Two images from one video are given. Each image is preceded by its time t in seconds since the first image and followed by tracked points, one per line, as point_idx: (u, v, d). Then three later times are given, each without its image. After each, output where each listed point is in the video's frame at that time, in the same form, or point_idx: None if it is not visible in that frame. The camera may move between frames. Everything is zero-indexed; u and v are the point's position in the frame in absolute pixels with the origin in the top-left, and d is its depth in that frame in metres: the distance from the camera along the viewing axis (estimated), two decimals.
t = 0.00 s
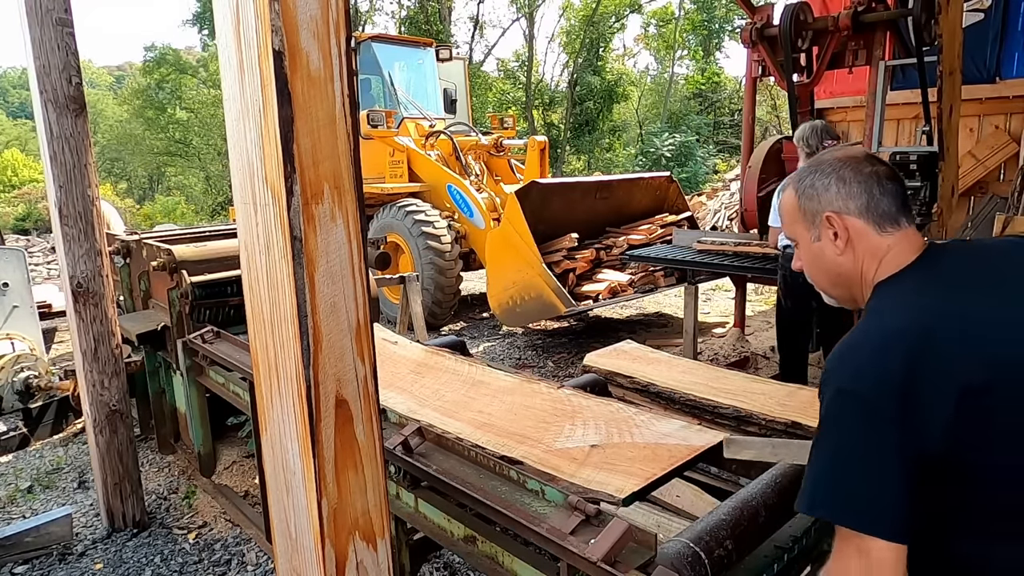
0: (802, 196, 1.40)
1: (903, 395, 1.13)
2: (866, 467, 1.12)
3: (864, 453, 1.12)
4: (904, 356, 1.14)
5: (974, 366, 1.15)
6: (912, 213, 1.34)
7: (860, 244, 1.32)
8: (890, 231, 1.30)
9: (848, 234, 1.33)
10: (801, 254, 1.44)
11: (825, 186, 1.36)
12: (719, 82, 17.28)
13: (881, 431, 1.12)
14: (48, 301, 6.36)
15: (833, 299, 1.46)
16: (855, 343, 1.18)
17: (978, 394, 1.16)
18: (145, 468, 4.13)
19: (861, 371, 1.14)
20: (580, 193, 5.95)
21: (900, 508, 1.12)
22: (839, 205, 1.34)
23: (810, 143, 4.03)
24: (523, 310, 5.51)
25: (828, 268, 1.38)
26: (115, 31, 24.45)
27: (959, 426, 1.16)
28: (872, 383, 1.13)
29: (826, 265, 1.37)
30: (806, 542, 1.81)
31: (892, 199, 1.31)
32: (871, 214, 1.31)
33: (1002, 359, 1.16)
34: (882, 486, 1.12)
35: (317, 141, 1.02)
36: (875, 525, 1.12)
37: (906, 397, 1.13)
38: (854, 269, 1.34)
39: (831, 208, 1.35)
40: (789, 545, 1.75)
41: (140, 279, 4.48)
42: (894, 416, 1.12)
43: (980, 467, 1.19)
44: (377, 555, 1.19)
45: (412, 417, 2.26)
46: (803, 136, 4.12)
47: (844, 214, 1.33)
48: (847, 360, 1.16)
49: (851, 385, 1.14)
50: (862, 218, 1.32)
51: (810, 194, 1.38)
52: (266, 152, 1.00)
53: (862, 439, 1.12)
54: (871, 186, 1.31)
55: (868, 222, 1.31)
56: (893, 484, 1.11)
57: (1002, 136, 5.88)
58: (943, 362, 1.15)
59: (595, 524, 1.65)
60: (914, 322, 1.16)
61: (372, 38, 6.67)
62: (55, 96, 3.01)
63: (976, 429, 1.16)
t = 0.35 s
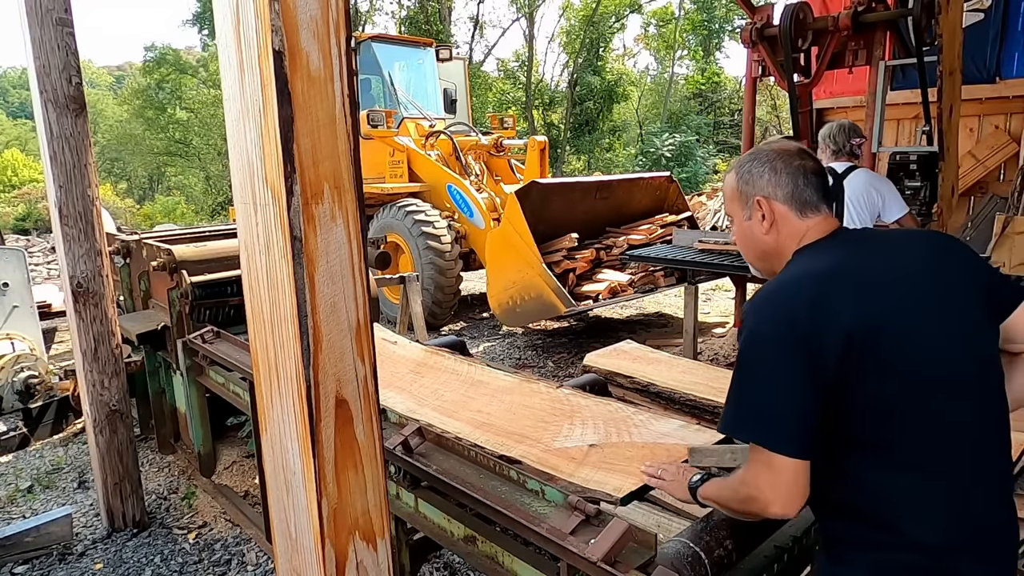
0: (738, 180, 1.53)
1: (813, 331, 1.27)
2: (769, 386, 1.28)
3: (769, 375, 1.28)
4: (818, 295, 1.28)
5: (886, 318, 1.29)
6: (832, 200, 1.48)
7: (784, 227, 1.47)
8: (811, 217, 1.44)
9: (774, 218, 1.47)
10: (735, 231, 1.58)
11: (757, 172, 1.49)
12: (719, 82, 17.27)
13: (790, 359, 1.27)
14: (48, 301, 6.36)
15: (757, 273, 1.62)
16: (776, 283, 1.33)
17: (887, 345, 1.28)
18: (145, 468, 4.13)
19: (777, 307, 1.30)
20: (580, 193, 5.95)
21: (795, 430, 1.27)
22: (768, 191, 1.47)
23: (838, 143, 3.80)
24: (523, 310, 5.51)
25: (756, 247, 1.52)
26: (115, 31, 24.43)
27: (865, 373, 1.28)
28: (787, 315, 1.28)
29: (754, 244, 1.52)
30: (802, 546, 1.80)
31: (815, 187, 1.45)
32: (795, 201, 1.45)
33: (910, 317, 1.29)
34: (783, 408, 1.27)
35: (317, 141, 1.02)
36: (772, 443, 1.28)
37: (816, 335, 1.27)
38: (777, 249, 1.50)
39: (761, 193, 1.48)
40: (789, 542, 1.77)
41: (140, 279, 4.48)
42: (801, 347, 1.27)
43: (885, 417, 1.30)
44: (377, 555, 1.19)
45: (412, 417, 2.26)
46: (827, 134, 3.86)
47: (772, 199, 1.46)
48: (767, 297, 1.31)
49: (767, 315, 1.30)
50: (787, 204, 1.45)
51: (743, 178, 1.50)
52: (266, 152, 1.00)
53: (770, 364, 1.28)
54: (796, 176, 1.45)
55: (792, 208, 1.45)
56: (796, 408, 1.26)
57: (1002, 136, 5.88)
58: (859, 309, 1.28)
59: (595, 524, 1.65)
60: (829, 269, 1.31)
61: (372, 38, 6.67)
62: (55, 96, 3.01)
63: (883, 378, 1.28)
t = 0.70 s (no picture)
0: (702, 183, 1.58)
1: (755, 317, 1.36)
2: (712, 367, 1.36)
3: (713, 360, 1.36)
4: (760, 286, 1.37)
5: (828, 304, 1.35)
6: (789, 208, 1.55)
7: (741, 231, 1.53)
8: (768, 223, 1.51)
9: (734, 223, 1.53)
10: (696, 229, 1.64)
11: (720, 177, 1.54)
12: (720, 82, 17.26)
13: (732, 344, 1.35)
14: (49, 301, 6.36)
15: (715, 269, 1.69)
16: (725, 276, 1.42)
17: (830, 329, 1.34)
18: (145, 468, 4.13)
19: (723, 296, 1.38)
20: (580, 193, 5.95)
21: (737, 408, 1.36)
22: (730, 196, 1.52)
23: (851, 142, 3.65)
24: (523, 310, 5.51)
25: (716, 248, 1.59)
26: (115, 31, 24.43)
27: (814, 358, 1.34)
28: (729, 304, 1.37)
29: (714, 244, 1.58)
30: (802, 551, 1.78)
31: (773, 195, 1.52)
32: (754, 208, 1.51)
33: (853, 306, 1.36)
34: (727, 389, 1.35)
35: (317, 141, 1.02)
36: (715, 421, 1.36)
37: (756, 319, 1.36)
38: (735, 250, 1.57)
39: (723, 198, 1.54)
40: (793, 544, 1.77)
41: (140, 278, 4.47)
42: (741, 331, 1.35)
43: (836, 401, 1.34)
44: (377, 555, 1.19)
45: (412, 417, 2.26)
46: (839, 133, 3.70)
47: (732, 205, 1.52)
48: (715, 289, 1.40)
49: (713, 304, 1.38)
50: (746, 210, 1.51)
51: (708, 182, 1.55)
52: (266, 152, 1.00)
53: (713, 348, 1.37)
54: (757, 184, 1.51)
55: (752, 214, 1.52)
56: (738, 388, 1.35)
57: (1001, 136, 5.89)
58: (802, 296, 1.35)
59: (596, 524, 1.65)
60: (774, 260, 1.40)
61: (372, 38, 6.67)
62: (55, 96, 3.01)
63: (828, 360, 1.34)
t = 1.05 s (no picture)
0: (669, 188, 1.69)
1: (716, 316, 1.47)
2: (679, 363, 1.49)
3: (676, 355, 1.49)
4: (720, 287, 1.48)
5: (784, 301, 1.47)
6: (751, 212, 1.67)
7: (705, 236, 1.66)
8: (730, 229, 1.63)
9: (699, 229, 1.66)
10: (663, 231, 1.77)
11: (687, 185, 1.66)
12: (720, 82, 17.25)
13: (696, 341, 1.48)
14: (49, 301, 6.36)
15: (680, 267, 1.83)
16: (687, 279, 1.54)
17: (785, 325, 1.45)
18: (145, 468, 4.13)
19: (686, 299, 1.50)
20: (580, 193, 5.95)
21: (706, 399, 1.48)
22: (695, 204, 1.65)
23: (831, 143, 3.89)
24: (523, 310, 5.51)
25: (681, 249, 1.72)
26: (115, 32, 24.41)
27: (772, 352, 1.45)
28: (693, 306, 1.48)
29: (679, 247, 1.71)
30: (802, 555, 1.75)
31: (736, 204, 1.64)
32: (717, 216, 1.63)
33: (809, 300, 1.47)
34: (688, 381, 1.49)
35: (317, 141, 1.02)
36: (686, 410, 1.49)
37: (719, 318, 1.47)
38: (699, 252, 1.70)
39: (689, 205, 1.66)
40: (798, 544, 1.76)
41: (140, 278, 4.48)
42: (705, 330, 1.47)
43: (799, 390, 1.45)
44: (377, 555, 1.19)
45: (413, 417, 2.26)
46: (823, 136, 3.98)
47: (697, 212, 1.65)
48: (677, 291, 1.51)
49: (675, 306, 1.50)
50: (710, 217, 1.64)
51: (675, 189, 1.67)
52: (266, 152, 1.00)
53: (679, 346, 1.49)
54: (721, 194, 1.63)
55: (715, 221, 1.64)
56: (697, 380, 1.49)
57: (1002, 136, 5.89)
58: (759, 295, 1.47)
59: (595, 524, 1.65)
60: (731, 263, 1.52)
61: (372, 38, 6.67)
62: (55, 96, 3.01)
63: (788, 353, 1.45)
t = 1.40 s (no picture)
0: (639, 178, 1.70)
1: (725, 289, 1.44)
2: (696, 337, 1.41)
3: (694, 327, 1.41)
4: (726, 262, 1.46)
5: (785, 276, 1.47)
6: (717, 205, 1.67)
7: (673, 226, 1.65)
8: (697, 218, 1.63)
9: (666, 217, 1.65)
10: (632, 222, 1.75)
11: (656, 175, 1.66)
12: (719, 82, 17.25)
13: (709, 315, 1.42)
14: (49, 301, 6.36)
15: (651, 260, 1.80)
16: (685, 255, 1.50)
17: (786, 303, 1.46)
18: (145, 468, 4.13)
19: (693, 272, 1.46)
20: (580, 193, 5.96)
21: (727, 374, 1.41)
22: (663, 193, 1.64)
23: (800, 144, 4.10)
24: (523, 310, 5.51)
25: (650, 239, 1.70)
26: (115, 32, 24.41)
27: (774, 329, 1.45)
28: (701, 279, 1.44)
29: (647, 236, 1.70)
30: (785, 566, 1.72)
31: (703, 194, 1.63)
32: (685, 205, 1.63)
33: (804, 280, 1.49)
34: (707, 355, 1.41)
35: (317, 141, 1.02)
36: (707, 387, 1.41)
37: (727, 293, 1.44)
38: (667, 242, 1.68)
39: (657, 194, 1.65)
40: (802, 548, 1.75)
41: (140, 279, 4.48)
42: (715, 303, 1.43)
43: (796, 370, 1.46)
44: (377, 555, 1.19)
45: (413, 417, 2.26)
46: (792, 137, 4.19)
47: (664, 201, 1.64)
48: (680, 267, 1.47)
49: (679, 280, 1.45)
50: (677, 207, 1.63)
51: (644, 179, 1.67)
52: (266, 152, 1.00)
53: (691, 319, 1.42)
54: (688, 184, 1.63)
55: (682, 210, 1.63)
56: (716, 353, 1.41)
57: (1002, 136, 5.88)
58: (764, 269, 1.47)
59: (595, 524, 1.65)
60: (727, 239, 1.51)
61: (372, 38, 6.67)
62: (55, 96, 3.01)
63: (789, 331, 1.45)
